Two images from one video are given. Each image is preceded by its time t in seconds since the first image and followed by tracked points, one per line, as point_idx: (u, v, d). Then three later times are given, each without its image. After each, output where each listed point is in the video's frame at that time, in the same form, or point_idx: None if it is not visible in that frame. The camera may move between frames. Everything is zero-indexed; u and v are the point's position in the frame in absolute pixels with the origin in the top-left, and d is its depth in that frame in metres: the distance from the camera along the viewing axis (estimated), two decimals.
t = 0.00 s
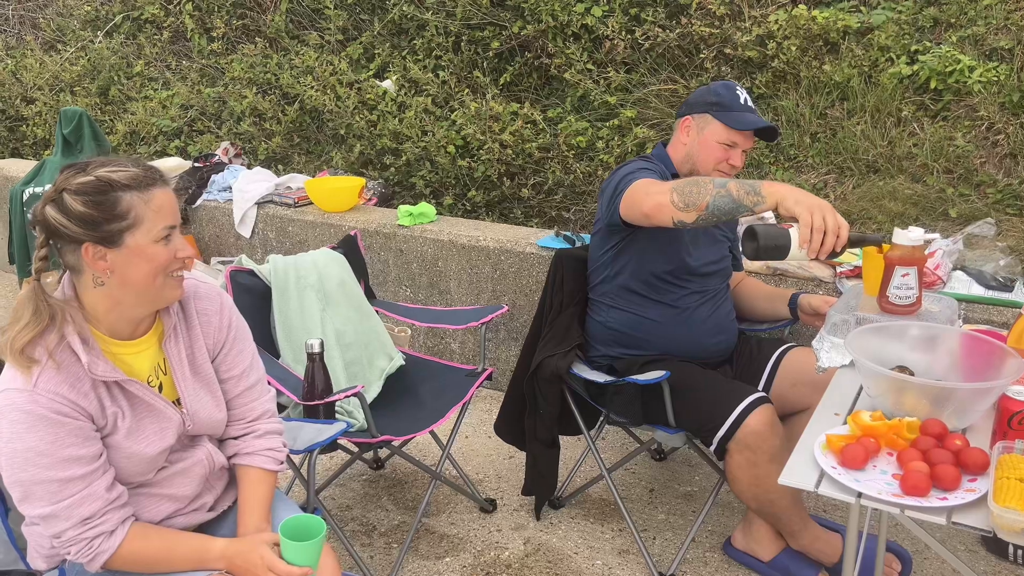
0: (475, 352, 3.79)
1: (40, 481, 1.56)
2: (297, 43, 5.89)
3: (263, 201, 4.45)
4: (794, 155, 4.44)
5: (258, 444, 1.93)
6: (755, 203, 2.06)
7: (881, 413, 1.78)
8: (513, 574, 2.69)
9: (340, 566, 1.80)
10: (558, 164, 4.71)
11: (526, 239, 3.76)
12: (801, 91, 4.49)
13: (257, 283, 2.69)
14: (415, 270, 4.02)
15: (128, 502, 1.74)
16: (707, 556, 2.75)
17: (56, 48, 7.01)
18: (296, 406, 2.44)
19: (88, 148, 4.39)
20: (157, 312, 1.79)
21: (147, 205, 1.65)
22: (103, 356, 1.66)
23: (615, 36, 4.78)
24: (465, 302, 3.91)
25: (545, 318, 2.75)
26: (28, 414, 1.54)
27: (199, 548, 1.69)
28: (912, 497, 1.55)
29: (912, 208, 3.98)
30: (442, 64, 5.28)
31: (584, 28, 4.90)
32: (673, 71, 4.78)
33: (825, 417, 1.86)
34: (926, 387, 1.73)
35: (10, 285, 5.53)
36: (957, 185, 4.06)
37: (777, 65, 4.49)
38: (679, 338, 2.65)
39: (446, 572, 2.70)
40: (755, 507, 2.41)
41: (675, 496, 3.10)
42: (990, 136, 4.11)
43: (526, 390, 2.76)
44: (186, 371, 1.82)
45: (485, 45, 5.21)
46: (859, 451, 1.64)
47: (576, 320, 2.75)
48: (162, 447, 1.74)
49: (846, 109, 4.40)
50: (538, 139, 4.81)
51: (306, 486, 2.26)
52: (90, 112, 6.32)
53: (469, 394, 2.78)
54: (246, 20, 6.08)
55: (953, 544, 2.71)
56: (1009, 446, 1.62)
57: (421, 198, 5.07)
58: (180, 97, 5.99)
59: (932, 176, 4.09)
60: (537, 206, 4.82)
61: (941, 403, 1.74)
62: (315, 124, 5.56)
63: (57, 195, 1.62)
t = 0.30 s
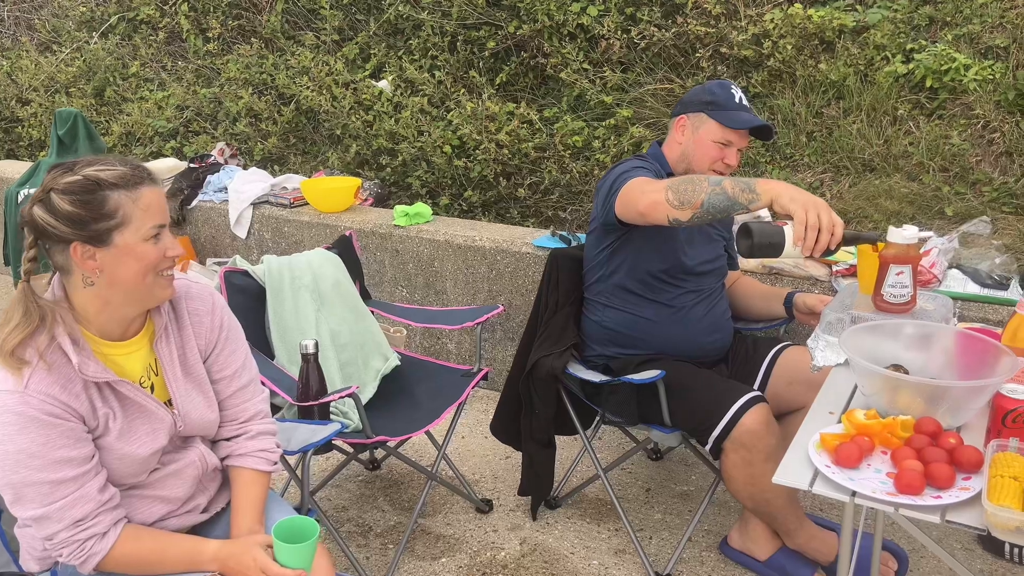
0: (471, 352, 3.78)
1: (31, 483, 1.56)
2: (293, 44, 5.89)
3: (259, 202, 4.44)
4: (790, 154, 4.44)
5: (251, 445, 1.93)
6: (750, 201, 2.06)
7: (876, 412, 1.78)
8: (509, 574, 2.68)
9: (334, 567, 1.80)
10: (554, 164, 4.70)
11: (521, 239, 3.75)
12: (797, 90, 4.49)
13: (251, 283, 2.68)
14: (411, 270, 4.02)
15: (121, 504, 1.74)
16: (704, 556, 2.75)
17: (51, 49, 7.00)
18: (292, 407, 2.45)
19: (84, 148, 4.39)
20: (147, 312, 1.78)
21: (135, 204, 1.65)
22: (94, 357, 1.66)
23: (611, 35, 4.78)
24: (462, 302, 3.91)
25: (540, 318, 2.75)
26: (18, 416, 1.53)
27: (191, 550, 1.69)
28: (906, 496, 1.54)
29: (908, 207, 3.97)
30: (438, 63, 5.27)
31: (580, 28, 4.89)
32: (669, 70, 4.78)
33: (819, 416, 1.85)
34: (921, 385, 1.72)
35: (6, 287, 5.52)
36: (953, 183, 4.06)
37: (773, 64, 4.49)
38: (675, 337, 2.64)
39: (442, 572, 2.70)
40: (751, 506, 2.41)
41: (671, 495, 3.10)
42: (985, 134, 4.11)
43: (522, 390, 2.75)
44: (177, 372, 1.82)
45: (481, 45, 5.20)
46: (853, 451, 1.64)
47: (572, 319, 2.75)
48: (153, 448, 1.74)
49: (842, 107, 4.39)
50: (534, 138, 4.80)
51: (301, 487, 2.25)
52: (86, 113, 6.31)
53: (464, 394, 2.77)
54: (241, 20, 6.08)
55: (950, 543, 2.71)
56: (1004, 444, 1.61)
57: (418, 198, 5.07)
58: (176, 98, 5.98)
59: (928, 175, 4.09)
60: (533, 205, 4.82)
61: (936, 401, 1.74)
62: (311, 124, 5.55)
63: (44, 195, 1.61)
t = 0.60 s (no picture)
0: (461, 352, 3.77)
1: (13, 485, 1.54)
2: (282, 42, 5.86)
3: (247, 201, 4.42)
4: (780, 152, 4.44)
5: (237, 445, 1.91)
6: (740, 197, 2.05)
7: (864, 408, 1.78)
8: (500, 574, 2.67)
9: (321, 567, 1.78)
10: (545, 162, 4.69)
11: (511, 238, 3.74)
12: (787, 87, 4.49)
13: (238, 283, 2.66)
14: (401, 269, 4.00)
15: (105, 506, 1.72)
16: (695, 554, 2.74)
17: (38, 48, 6.94)
18: (280, 407, 2.44)
19: (71, 147, 4.35)
20: (131, 312, 1.76)
21: (118, 203, 1.63)
22: (77, 358, 1.64)
23: (601, 33, 4.77)
24: (452, 301, 3.90)
25: (530, 316, 2.74)
26: None
27: (176, 551, 1.66)
28: (896, 493, 1.54)
29: (898, 204, 3.98)
30: (427, 62, 5.26)
31: (570, 26, 4.88)
32: (660, 68, 4.77)
33: (809, 413, 1.85)
34: (909, 381, 1.72)
35: None
36: (942, 181, 4.07)
37: (763, 62, 4.50)
38: (664, 335, 2.63)
39: (432, 572, 2.68)
40: (741, 504, 2.41)
41: (662, 494, 3.09)
42: (975, 132, 4.11)
43: (512, 388, 2.74)
44: (163, 373, 1.80)
45: (471, 43, 5.18)
46: (843, 447, 1.63)
47: (562, 317, 2.74)
48: (138, 449, 1.72)
49: (832, 105, 4.39)
50: (525, 137, 4.79)
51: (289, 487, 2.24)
52: (73, 112, 6.26)
53: (454, 394, 2.76)
54: (230, 19, 6.04)
55: (940, 540, 2.71)
56: (993, 440, 1.61)
57: (408, 197, 5.04)
58: (164, 97, 5.95)
59: (917, 173, 4.10)
60: (524, 204, 4.81)
61: (924, 398, 1.74)
62: (300, 123, 5.51)
63: (26, 194, 1.60)
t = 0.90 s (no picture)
0: (447, 353, 3.74)
1: None
2: (265, 41, 5.80)
3: (230, 201, 4.36)
4: (766, 150, 4.43)
5: (218, 451, 1.87)
6: (728, 196, 2.03)
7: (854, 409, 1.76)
8: None
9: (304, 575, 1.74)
10: (530, 162, 4.66)
11: (497, 237, 3.71)
12: (772, 86, 4.48)
13: (220, 284, 2.61)
14: (385, 270, 3.96)
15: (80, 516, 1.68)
16: (683, 556, 2.73)
17: (16, 46, 6.84)
18: (262, 410, 2.40)
19: (49, 147, 4.28)
20: (108, 316, 1.72)
21: (93, 204, 1.59)
22: (51, 363, 1.60)
23: (586, 32, 4.75)
24: (437, 302, 3.86)
25: (517, 317, 2.71)
26: None
27: (154, 561, 1.62)
28: (887, 495, 1.52)
29: (884, 203, 3.98)
30: (412, 60, 5.22)
31: (555, 24, 4.85)
32: (645, 67, 4.76)
33: (799, 415, 1.83)
34: (899, 381, 1.71)
35: None
36: (927, 179, 4.07)
37: (748, 60, 4.49)
38: (652, 335, 2.61)
39: None
40: (730, 505, 2.38)
41: (650, 495, 3.07)
42: (960, 130, 4.12)
43: (498, 390, 2.71)
44: (141, 378, 1.76)
45: (455, 42, 5.14)
46: (834, 450, 1.61)
47: (548, 318, 2.71)
48: (115, 456, 1.68)
49: (818, 104, 4.39)
50: (510, 135, 4.76)
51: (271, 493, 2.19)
52: (51, 112, 6.17)
53: (439, 395, 2.73)
54: (212, 17, 5.98)
55: (928, 540, 2.70)
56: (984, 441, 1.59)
57: (392, 197, 4.99)
58: (145, 95, 5.87)
59: (903, 171, 4.10)
60: (510, 203, 4.77)
61: (914, 399, 1.72)
62: (283, 121, 5.45)
63: None
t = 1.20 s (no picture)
0: (428, 356, 3.67)
1: None
2: (241, 38, 5.71)
3: (205, 202, 4.27)
4: (749, 149, 4.40)
5: (189, 464, 1.79)
6: (715, 196, 1.98)
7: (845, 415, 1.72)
8: None
9: None
10: (512, 161, 4.61)
11: (479, 238, 3.65)
12: (755, 84, 4.45)
13: (192, 288, 2.53)
14: (365, 271, 3.88)
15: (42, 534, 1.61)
16: (670, 562, 2.68)
17: None
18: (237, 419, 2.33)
19: (17, 145, 4.15)
20: (71, 324, 1.64)
21: (53, 207, 1.51)
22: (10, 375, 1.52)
23: (568, 29, 4.70)
24: (418, 304, 3.80)
25: (499, 320, 2.65)
26: None
27: None
28: (881, 505, 1.48)
29: (867, 201, 3.96)
30: (391, 58, 5.14)
31: (536, 21, 4.79)
32: (627, 65, 4.72)
33: (789, 421, 1.79)
34: (891, 387, 1.67)
35: None
36: (910, 178, 4.06)
37: (731, 58, 4.45)
38: (637, 338, 2.56)
39: None
40: (717, 511, 2.33)
41: (635, 499, 3.02)
42: (942, 129, 4.11)
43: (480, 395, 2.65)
44: (107, 389, 1.68)
45: (435, 39, 5.07)
46: (826, 457, 1.57)
47: (531, 321, 2.65)
48: (79, 472, 1.60)
49: (800, 102, 4.37)
50: (492, 134, 4.70)
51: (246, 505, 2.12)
52: (21, 111, 6.02)
53: (420, 400, 2.66)
54: (186, 14, 5.86)
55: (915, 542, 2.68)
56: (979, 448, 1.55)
57: (371, 196, 4.91)
58: (118, 94, 5.75)
59: (886, 170, 4.08)
60: (491, 203, 4.71)
61: (907, 404, 1.68)
62: (261, 120, 5.35)
63: None
